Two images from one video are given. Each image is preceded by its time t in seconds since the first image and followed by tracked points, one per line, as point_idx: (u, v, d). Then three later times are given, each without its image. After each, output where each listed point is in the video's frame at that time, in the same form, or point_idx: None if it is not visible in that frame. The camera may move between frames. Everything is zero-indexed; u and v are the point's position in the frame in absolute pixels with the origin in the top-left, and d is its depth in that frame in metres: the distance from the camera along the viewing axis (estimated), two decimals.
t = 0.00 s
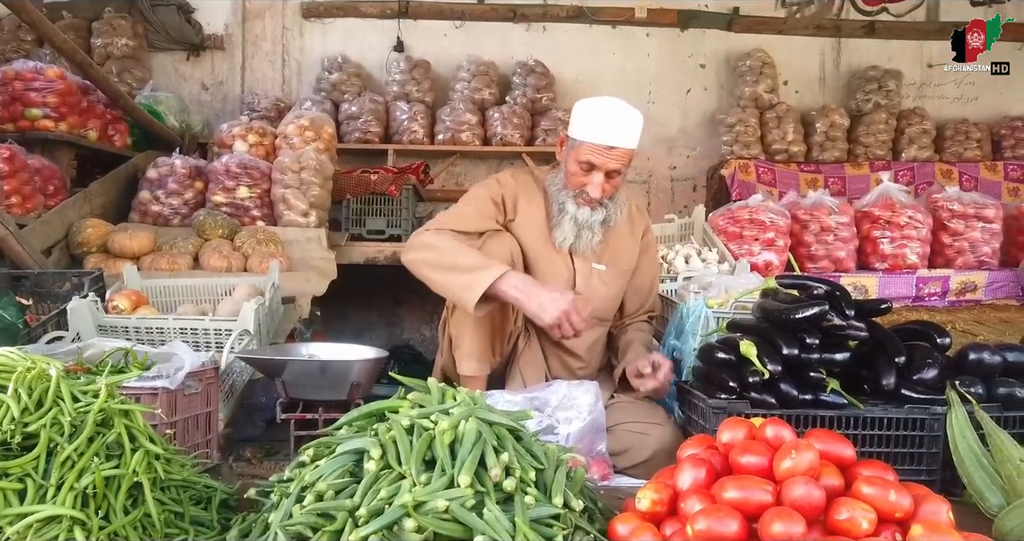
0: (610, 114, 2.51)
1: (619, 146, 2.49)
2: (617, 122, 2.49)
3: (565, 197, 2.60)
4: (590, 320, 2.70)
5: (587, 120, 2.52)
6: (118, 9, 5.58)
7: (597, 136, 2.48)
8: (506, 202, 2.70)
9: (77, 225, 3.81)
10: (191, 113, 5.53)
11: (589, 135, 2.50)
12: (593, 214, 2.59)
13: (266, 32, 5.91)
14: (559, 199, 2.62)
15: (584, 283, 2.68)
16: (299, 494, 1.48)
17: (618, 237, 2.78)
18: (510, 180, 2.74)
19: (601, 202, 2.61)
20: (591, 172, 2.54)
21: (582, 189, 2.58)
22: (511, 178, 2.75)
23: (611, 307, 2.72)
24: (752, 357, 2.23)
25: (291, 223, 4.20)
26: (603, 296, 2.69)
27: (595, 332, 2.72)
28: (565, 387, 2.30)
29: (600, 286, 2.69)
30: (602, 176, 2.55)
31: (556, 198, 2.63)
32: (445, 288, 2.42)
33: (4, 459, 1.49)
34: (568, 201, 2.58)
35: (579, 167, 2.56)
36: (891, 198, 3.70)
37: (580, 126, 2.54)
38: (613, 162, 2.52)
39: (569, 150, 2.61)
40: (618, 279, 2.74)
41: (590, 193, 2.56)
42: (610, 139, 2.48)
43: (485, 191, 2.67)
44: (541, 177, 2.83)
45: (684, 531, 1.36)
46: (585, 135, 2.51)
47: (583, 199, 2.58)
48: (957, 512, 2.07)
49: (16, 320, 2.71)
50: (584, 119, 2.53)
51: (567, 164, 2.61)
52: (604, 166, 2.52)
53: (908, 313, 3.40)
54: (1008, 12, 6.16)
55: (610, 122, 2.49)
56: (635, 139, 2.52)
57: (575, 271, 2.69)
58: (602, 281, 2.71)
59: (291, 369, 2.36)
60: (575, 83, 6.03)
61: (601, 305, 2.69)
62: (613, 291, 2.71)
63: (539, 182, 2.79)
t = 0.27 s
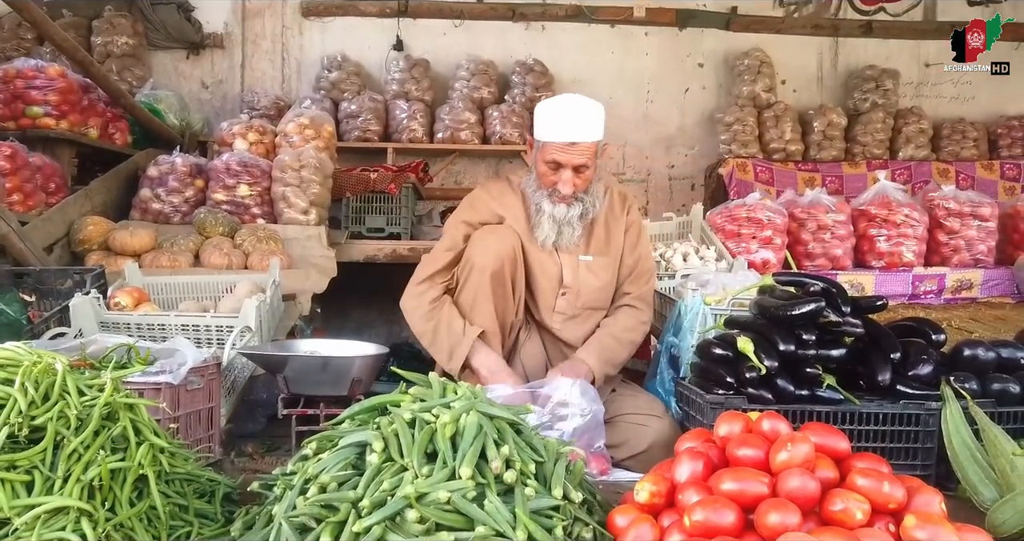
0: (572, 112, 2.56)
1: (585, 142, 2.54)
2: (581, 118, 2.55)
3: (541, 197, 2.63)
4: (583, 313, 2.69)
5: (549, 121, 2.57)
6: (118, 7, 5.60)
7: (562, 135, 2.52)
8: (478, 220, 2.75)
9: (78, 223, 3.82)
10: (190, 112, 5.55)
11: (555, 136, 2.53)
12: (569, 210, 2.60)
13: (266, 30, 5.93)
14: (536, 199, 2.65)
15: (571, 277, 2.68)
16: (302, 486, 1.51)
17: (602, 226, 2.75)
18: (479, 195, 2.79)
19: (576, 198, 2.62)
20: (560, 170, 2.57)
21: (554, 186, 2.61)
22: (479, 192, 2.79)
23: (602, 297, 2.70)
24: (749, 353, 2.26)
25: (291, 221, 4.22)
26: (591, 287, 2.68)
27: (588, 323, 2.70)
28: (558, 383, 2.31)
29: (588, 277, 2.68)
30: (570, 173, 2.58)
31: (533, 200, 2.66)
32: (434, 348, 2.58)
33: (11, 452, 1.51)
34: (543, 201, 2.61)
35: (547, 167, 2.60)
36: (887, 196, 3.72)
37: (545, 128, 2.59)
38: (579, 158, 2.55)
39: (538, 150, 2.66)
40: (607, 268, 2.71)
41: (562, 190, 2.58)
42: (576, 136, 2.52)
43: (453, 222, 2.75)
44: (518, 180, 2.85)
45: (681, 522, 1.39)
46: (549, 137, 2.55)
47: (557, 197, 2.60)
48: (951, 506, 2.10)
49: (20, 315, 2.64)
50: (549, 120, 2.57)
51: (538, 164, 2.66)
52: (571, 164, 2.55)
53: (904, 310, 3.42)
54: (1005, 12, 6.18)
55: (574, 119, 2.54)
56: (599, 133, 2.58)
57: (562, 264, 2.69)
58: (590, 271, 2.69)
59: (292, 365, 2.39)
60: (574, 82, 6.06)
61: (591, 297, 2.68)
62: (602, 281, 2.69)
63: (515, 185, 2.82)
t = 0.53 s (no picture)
0: (545, 119, 2.58)
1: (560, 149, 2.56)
2: (554, 124, 2.57)
3: (523, 206, 2.67)
4: (574, 312, 2.71)
5: (522, 128, 2.58)
6: (118, 8, 5.61)
7: (536, 144, 2.54)
8: (465, 225, 2.78)
9: (80, 224, 3.84)
10: (191, 113, 5.56)
11: (530, 146, 2.55)
12: (552, 216, 2.64)
13: (266, 32, 5.94)
14: (518, 209, 2.69)
15: (560, 278, 2.70)
16: (308, 487, 1.53)
17: (590, 225, 2.76)
18: (466, 201, 2.81)
19: (558, 204, 2.65)
20: (537, 181, 2.60)
21: (533, 196, 2.64)
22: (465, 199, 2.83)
23: (592, 295, 2.71)
24: (748, 355, 2.28)
25: (292, 222, 4.24)
26: (580, 286, 2.69)
27: (580, 321, 2.71)
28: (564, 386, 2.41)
29: (577, 276, 2.70)
30: (546, 182, 2.60)
31: (516, 210, 2.70)
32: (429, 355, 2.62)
33: (21, 453, 1.52)
34: (526, 210, 2.66)
35: (523, 178, 2.63)
36: (885, 198, 3.75)
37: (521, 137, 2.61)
38: (554, 167, 2.57)
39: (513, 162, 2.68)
40: (596, 265, 2.71)
41: (542, 198, 2.61)
42: (551, 145, 2.54)
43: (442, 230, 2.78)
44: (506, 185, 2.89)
45: (681, 522, 1.41)
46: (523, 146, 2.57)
47: (540, 204, 2.64)
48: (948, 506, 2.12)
49: (25, 318, 2.60)
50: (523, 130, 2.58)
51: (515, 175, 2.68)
52: (546, 174, 2.57)
53: (901, 312, 3.45)
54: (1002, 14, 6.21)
55: (547, 126, 2.56)
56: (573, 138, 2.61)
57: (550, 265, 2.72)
58: (578, 271, 2.71)
59: (295, 367, 2.41)
60: (573, 83, 6.08)
61: (580, 296, 2.69)
62: (590, 280, 2.69)
63: (500, 190, 2.83)
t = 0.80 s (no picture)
0: (540, 123, 2.63)
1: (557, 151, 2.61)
2: (549, 126, 2.62)
3: (524, 209, 2.73)
4: (582, 310, 2.75)
5: (518, 133, 2.64)
6: (124, 11, 5.64)
7: (534, 147, 2.60)
8: (473, 232, 2.81)
9: (90, 226, 3.88)
10: (196, 115, 5.59)
11: (528, 150, 2.60)
12: (553, 217, 2.69)
13: (271, 34, 5.98)
14: (520, 213, 2.74)
15: (566, 276, 2.74)
16: (331, 487, 1.57)
17: (591, 224, 2.82)
18: (470, 207, 2.86)
19: (558, 204, 2.70)
20: (537, 184, 2.65)
21: (534, 199, 2.69)
22: (469, 205, 2.86)
23: (598, 292, 2.75)
24: (756, 356, 2.32)
25: (299, 224, 4.28)
26: (587, 284, 2.74)
27: (588, 319, 2.75)
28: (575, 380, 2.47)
29: (582, 274, 2.74)
30: (547, 185, 2.65)
31: (517, 213, 2.75)
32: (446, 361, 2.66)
33: (51, 453, 1.56)
34: (527, 213, 2.71)
35: (523, 182, 2.68)
36: (887, 201, 3.79)
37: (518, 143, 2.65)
38: (553, 169, 2.62)
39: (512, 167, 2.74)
40: (601, 263, 2.76)
41: (541, 200, 2.67)
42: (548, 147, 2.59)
43: (450, 237, 2.82)
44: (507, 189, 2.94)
45: (696, 521, 1.45)
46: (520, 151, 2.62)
47: (540, 206, 2.69)
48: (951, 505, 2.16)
49: (44, 320, 2.57)
50: (520, 136, 2.63)
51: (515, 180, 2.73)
52: (546, 176, 2.63)
53: (903, 314, 3.49)
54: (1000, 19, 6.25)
55: (542, 129, 2.61)
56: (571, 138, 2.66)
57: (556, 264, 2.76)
58: (584, 268, 2.75)
59: (309, 368, 2.45)
60: (576, 85, 6.12)
61: (588, 294, 2.74)
62: (595, 277, 2.74)
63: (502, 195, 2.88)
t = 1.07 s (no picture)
0: (537, 120, 2.71)
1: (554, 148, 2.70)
2: (545, 123, 2.70)
3: (523, 206, 2.81)
4: (583, 306, 2.78)
5: (516, 131, 2.72)
6: (128, 11, 5.67)
7: (531, 144, 2.68)
8: (475, 231, 2.86)
9: (96, 225, 3.91)
10: (200, 115, 5.62)
11: (526, 148, 2.68)
12: (551, 213, 2.77)
13: (273, 35, 6.01)
14: (519, 209, 2.82)
15: (566, 272, 2.78)
16: (343, 479, 1.60)
17: (589, 223, 2.88)
18: (471, 208, 2.91)
19: (555, 201, 2.78)
20: (535, 178, 2.73)
21: (532, 194, 2.77)
22: (471, 205, 2.91)
23: (598, 289, 2.80)
24: (757, 354, 2.36)
25: (304, 223, 4.31)
26: (586, 280, 2.77)
27: (587, 315, 2.78)
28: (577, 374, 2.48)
29: (582, 270, 2.78)
30: (544, 180, 2.73)
31: (516, 210, 2.83)
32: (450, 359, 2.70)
33: (69, 447, 1.60)
34: (526, 210, 2.78)
35: (521, 178, 2.77)
36: (886, 202, 3.83)
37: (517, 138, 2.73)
38: (548, 164, 2.71)
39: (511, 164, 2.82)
40: (600, 260, 2.81)
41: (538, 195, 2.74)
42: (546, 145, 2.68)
43: (452, 237, 2.87)
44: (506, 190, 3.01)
45: (700, 512, 1.49)
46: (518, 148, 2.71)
47: (538, 202, 2.77)
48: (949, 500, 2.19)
49: (56, 317, 2.63)
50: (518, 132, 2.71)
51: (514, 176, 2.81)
52: (542, 171, 2.70)
53: (901, 313, 3.53)
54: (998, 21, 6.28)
55: (539, 127, 2.69)
56: (568, 134, 2.74)
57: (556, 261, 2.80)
58: (583, 265, 2.79)
59: (316, 365, 2.49)
60: (577, 86, 6.16)
61: (587, 290, 2.77)
62: (595, 273, 2.78)
63: (503, 196, 2.94)
